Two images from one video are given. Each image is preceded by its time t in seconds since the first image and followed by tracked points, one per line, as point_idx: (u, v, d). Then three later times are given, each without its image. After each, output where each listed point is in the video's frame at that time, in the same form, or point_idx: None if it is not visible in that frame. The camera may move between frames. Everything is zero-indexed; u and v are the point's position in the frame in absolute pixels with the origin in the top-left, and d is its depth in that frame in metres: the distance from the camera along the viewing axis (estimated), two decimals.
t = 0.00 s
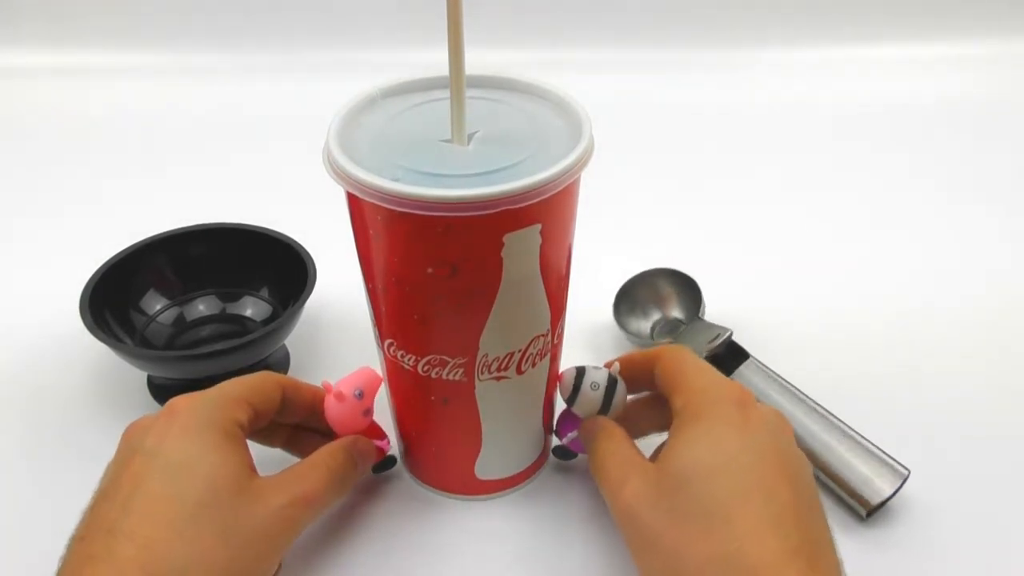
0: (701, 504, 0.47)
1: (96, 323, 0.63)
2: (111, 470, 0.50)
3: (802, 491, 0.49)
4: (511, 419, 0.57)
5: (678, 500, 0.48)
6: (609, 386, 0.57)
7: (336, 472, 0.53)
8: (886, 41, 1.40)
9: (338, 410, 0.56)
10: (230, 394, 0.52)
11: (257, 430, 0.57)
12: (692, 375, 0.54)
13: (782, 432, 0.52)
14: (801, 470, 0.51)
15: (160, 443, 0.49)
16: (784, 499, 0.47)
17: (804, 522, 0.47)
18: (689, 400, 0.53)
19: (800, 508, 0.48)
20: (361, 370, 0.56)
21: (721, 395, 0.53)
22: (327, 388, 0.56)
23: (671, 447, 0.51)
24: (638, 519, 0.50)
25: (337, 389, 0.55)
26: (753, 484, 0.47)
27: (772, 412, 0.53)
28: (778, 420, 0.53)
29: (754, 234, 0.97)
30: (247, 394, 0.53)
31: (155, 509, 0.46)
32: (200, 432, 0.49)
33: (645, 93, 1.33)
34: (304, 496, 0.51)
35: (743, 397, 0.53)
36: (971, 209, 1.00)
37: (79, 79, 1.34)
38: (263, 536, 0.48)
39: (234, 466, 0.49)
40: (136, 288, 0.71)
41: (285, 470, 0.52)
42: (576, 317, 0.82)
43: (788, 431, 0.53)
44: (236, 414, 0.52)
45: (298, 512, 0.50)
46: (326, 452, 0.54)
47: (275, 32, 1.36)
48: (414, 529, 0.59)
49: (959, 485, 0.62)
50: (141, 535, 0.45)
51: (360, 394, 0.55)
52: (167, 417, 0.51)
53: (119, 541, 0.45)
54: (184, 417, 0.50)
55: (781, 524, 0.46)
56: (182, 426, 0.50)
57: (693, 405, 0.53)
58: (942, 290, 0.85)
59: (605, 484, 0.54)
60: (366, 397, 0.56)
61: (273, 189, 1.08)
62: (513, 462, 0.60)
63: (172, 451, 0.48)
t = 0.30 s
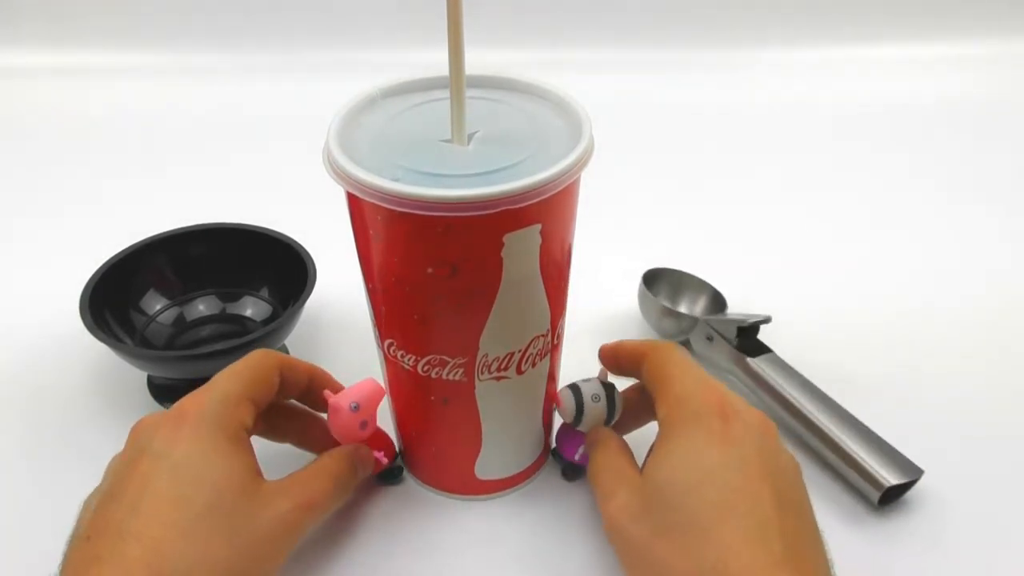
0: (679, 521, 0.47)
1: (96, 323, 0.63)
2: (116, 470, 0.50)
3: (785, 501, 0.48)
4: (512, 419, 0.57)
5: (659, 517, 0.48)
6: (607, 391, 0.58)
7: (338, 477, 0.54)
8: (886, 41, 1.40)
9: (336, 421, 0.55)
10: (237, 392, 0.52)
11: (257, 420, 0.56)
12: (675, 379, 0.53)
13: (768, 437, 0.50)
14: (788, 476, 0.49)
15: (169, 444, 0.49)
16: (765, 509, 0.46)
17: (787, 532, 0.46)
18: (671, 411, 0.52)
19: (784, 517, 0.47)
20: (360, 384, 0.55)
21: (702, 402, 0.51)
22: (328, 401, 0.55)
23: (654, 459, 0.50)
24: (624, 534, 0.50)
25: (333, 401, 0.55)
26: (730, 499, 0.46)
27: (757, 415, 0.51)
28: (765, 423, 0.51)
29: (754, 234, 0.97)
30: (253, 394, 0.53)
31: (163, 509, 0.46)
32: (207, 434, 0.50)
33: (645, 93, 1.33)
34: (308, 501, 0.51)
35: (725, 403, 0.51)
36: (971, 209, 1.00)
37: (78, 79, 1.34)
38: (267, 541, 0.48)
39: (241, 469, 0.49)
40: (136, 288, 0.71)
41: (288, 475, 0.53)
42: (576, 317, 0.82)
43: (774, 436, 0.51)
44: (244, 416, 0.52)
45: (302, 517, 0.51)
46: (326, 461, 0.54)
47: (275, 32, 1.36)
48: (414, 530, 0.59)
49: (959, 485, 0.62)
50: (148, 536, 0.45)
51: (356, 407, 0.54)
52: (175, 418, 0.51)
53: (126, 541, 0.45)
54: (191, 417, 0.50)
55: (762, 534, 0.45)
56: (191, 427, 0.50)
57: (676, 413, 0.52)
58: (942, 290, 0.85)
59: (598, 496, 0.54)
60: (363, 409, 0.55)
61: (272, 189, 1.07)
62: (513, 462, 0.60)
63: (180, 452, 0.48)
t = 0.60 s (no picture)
0: (680, 525, 0.46)
1: (96, 323, 0.63)
2: (117, 468, 0.50)
3: (786, 506, 0.48)
4: (513, 418, 0.57)
5: (660, 521, 0.48)
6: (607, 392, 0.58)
7: (337, 476, 0.54)
8: (886, 40, 1.40)
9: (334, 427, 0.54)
10: (238, 390, 0.52)
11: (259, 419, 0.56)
12: (676, 378, 0.53)
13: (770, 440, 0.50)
14: (788, 480, 0.49)
15: (169, 444, 0.49)
16: (767, 513, 0.46)
17: (788, 535, 0.46)
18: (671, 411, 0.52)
19: (785, 520, 0.47)
20: (363, 391, 0.55)
21: (702, 404, 0.51)
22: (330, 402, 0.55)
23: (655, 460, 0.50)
24: (623, 535, 0.50)
25: (333, 406, 0.54)
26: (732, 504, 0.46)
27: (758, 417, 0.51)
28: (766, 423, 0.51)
29: (753, 234, 0.97)
30: (255, 391, 0.53)
31: (164, 511, 0.46)
32: (209, 433, 0.49)
33: (645, 93, 1.33)
34: (307, 500, 0.51)
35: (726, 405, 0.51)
36: (970, 209, 1.00)
37: (78, 79, 1.34)
38: (266, 542, 0.48)
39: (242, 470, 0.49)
40: (136, 288, 0.71)
41: (288, 474, 0.53)
42: (577, 317, 0.82)
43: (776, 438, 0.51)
44: (246, 415, 0.52)
45: (302, 518, 0.51)
46: (324, 462, 0.54)
47: (275, 33, 1.36)
48: (413, 530, 0.59)
49: (959, 485, 0.62)
50: (149, 538, 0.45)
51: (356, 414, 0.54)
52: (177, 417, 0.50)
53: (127, 542, 0.45)
54: (194, 416, 0.50)
55: (764, 538, 0.45)
56: (193, 427, 0.50)
57: (677, 413, 0.51)
58: (942, 290, 0.85)
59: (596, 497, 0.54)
60: (363, 416, 0.54)
61: (272, 189, 1.08)
62: (513, 462, 0.60)
63: (182, 452, 0.48)
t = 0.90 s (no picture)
0: (671, 537, 0.47)
1: (96, 323, 0.63)
2: (119, 467, 0.50)
3: (778, 515, 0.47)
4: (512, 417, 0.57)
5: (651, 532, 0.48)
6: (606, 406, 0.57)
7: (334, 475, 0.54)
8: (886, 40, 1.40)
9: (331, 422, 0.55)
10: (240, 391, 0.52)
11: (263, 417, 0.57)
12: (669, 387, 0.53)
13: (762, 447, 0.50)
14: (781, 487, 0.49)
15: (170, 445, 0.49)
16: (757, 523, 0.46)
17: (779, 543, 0.46)
18: (664, 419, 0.52)
19: (776, 529, 0.46)
20: (364, 393, 0.55)
21: (694, 411, 0.51)
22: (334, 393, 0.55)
23: (646, 470, 0.50)
24: (614, 545, 0.50)
25: (334, 401, 0.54)
26: (722, 516, 0.46)
27: (751, 423, 0.51)
28: (759, 427, 0.51)
29: (752, 233, 0.97)
30: (256, 392, 0.53)
31: (165, 511, 0.46)
32: (209, 434, 0.49)
33: (645, 93, 1.33)
34: (307, 499, 0.52)
35: (718, 412, 0.51)
36: (970, 209, 1.00)
37: (78, 78, 1.34)
38: (267, 542, 0.48)
39: (242, 470, 0.49)
40: (136, 288, 0.71)
41: (287, 473, 0.53)
42: (576, 317, 0.82)
43: (769, 444, 0.50)
44: (246, 416, 0.52)
45: (302, 518, 0.51)
46: (322, 456, 0.55)
47: (275, 32, 1.36)
48: (413, 530, 0.59)
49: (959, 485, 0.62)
50: (149, 538, 0.45)
51: (354, 414, 0.54)
52: (178, 417, 0.50)
53: (128, 543, 0.45)
54: (195, 416, 0.50)
55: (753, 549, 0.45)
56: (193, 428, 0.50)
57: (668, 422, 0.51)
58: (942, 290, 0.85)
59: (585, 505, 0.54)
60: (360, 417, 0.54)
61: (272, 189, 1.08)
62: (512, 462, 0.60)
63: (183, 452, 0.48)
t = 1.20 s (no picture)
0: (673, 541, 0.46)
1: (96, 323, 0.63)
2: (124, 467, 0.50)
3: (781, 515, 0.47)
4: (512, 417, 0.57)
5: (652, 536, 0.48)
6: (602, 411, 0.58)
7: (341, 476, 0.54)
8: (886, 40, 1.40)
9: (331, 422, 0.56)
10: (247, 395, 0.52)
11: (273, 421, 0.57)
12: (664, 392, 0.53)
13: (763, 448, 0.50)
14: (783, 488, 0.49)
15: (173, 447, 0.49)
16: (758, 525, 0.46)
17: (782, 546, 0.46)
18: (662, 425, 0.52)
19: (778, 531, 0.46)
20: (365, 396, 0.57)
21: (692, 416, 0.51)
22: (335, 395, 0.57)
23: (645, 478, 0.50)
24: (615, 553, 0.50)
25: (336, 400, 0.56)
26: (724, 517, 0.46)
27: (750, 425, 0.51)
28: (757, 431, 0.51)
29: (752, 233, 0.97)
30: (264, 399, 0.53)
31: (165, 512, 0.46)
32: (214, 437, 0.50)
33: (645, 93, 1.33)
34: (310, 501, 0.51)
35: (716, 415, 0.51)
36: (970, 210, 1.00)
37: (77, 78, 1.34)
38: (267, 544, 0.48)
39: (244, 473, 0.49)
40: (136, 288, 0.71)
41: (290, 475, 0.53)
42: (576, 317, 0.82)
43: (769, 446, 0.51)
44: (252, 420, 0.52)
45: (304, 521, 0.51)
46: (329, 450, 0.55)
47: (275, 32, 1.36)
48: (413, 530, 0.59)
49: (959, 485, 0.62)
50: (148, 538, 0.45)
51: (354, 416, 0.56)
52: (183, 420, 0.51)
53: (127, 543, 0.45)
54: (200, 419, 0.51)
55: (755, 551, 0.45)
56: (197, 430, 0.50)
57: (665, 428, 0.52)
58: (942, 290, 0.85)
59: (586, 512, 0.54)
60: (359, 419, 0.56)
61: (272, 189, 1.08)
62: (513, 462, 0.60)
63: (185, 455, 0.48)
